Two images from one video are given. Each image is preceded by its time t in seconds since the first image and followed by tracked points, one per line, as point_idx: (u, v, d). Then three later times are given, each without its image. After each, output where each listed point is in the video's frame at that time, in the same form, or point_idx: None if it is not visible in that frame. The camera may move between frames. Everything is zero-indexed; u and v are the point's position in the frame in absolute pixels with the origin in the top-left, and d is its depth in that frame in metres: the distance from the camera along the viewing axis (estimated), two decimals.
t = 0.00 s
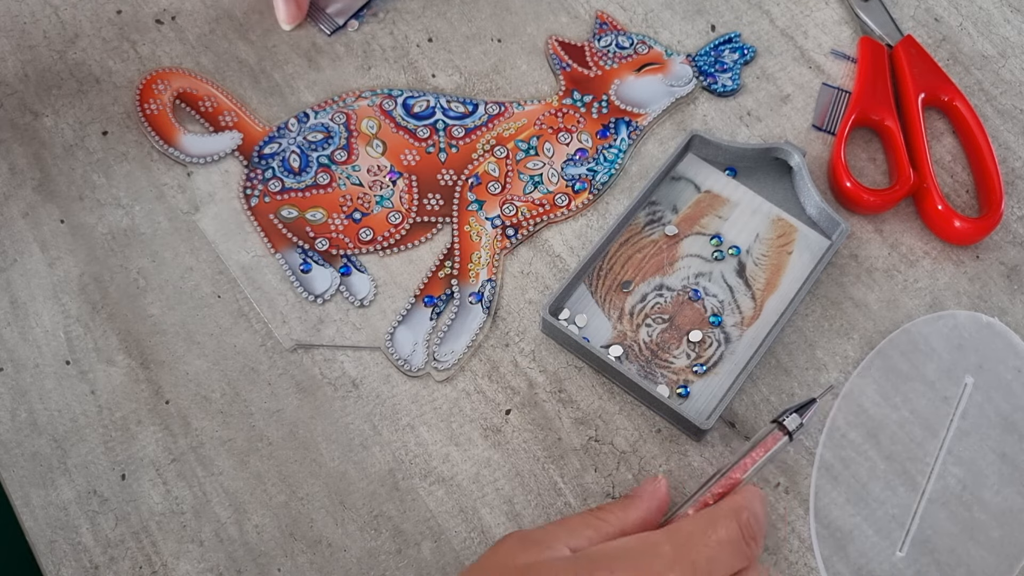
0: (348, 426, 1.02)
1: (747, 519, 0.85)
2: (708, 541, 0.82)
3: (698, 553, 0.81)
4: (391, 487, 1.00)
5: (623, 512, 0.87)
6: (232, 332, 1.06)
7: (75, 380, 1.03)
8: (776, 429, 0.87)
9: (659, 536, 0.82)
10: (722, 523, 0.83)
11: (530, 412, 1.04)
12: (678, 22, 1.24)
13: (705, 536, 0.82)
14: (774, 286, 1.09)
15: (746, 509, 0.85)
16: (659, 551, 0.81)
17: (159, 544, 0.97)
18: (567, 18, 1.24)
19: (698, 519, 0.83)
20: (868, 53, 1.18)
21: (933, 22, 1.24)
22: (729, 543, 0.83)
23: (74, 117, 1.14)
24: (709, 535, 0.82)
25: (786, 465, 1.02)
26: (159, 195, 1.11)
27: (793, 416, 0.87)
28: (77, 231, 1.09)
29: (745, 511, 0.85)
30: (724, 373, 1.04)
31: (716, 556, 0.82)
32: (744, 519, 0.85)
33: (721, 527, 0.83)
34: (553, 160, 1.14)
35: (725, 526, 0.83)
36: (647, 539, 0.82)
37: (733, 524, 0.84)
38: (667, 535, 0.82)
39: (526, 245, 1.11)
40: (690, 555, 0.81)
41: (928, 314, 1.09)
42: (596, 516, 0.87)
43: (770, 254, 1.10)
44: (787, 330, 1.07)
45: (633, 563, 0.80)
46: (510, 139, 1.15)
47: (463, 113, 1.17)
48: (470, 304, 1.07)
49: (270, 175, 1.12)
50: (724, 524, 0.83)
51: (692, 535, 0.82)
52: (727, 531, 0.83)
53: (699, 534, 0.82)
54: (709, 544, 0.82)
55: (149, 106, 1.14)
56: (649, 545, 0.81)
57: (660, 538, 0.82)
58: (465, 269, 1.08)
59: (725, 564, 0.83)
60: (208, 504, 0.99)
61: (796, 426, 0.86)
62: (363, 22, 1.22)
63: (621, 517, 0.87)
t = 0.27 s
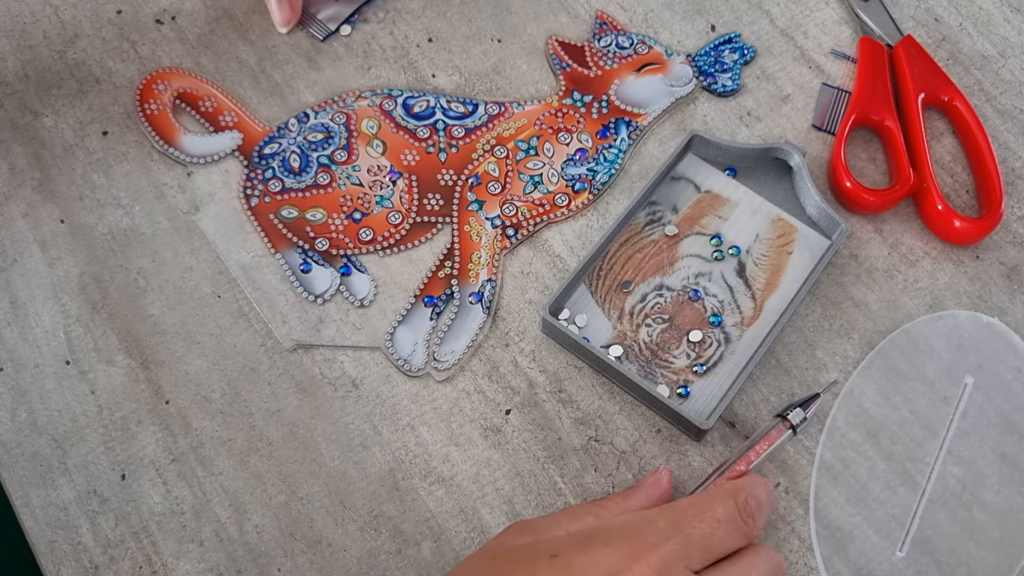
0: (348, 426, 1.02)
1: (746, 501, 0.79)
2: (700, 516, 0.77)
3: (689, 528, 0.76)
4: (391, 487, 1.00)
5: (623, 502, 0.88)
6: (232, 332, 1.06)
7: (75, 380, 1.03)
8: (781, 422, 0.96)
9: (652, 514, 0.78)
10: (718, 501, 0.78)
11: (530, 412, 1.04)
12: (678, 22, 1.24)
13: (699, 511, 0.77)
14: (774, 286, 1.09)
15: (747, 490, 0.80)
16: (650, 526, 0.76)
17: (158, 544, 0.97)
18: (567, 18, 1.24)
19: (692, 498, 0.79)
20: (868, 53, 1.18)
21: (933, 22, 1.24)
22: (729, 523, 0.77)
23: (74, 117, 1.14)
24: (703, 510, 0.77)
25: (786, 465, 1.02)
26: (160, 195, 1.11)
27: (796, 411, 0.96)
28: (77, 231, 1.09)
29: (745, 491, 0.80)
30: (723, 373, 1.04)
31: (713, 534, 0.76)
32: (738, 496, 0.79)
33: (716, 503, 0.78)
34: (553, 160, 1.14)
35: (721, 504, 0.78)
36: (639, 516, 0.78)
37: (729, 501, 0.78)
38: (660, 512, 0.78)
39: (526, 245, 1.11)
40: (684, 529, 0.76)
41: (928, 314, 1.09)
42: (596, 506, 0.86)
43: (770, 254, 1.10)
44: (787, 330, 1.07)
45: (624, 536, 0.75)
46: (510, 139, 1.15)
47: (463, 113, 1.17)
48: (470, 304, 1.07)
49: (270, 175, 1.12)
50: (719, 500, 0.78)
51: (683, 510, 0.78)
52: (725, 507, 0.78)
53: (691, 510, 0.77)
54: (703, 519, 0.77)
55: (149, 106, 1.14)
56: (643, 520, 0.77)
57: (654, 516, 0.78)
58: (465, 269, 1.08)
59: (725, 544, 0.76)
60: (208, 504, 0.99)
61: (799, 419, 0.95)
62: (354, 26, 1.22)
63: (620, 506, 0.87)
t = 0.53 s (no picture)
0: (348, 426, 1.02)
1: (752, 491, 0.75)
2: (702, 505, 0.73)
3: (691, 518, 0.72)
4: (391, 487, 1.00)
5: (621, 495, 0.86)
6: (232, 331, 1.06)
7: (75, 380, 1.03)
8: (783, 422, 0.99)
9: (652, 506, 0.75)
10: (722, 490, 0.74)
11: (530, 412, 1.03)
12: (678, 22, 1.24)
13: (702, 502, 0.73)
14: (774, 286, 1.09)
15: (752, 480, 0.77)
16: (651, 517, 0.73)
17: (158, 544, 0.97)
18: (567, 18, 1.24)
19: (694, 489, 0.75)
20: (868, 53, 1.18)
21: (933, 22, 1.24)
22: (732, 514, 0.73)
23: (74, 117, 1.14)
24: (707, 501, 0.73)
25: (786, 465, 1.02)
26: (160, 195, 1.11)
27: (799, 410, 0.99)
28: (77, 231, 1.09)
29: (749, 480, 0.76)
30: (724, 373, 1.04)
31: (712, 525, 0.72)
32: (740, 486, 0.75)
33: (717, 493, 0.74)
34: (553, 160, 1.14)
35: (722, 493, 0.74)
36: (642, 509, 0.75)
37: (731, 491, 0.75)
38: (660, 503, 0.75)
39: (526, 245, 1.11)
40: (683, 519, 0.72)
41: (928, 314, 1.09)
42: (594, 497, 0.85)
43: (770, 254, 1.10)
44: (787, 330, 1.07)
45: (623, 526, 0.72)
46: (510, 139, 1.15)
47: (463, 113, 1.17)
48: (470, 304, 1.07)
49: (270, 175, 1.12)
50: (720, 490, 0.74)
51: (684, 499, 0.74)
52: (728, 497, 0.74)
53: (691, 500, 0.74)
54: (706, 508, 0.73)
55: (149, 106, 1.14)
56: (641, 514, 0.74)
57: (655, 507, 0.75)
58: (465, 269, 1.08)
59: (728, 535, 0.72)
60: (208, 504, 0.99)
61: (801, 419, 0.98)
62: (347, 26, 1.22)
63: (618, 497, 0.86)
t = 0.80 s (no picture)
0: (348, 426, 1.02)
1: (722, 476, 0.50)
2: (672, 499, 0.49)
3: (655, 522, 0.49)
4: (391, 487, 1.00)
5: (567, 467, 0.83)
6: (232, 331, 1.06)
7: (75, 379, 1.03)
8: (784, 422, 0.99)
9: (619, 490, 0.51)
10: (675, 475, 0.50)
11: (530, 412, 1.04)
12: (678, 22, 1.24)
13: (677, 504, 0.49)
14: (774, 286, 1.08)
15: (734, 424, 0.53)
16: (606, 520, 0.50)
17: (159, 544, 0.97)
18: (567, 18, 1.24)
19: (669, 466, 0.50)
20: (868, 53, 1.18)
21: (933, 22, 1.24)
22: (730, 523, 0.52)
23: (74, 117, 1.14)
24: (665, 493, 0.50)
25: (786, 465, 1.02)
26: (160, 195, 1.11)
27: (800, 410, 0.99)
28: (77, 231, 1.09)
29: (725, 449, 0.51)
30: (724, 373, 1.04)
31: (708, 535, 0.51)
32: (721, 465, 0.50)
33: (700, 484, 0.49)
34: (553, 160, 1.14)
35: (663, 473, 0.50)
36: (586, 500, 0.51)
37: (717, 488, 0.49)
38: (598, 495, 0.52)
39: (526, 245, 1.11)
40: (615, 518, 0.50)
41: (928, 314, 1.09)
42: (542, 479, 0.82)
43: (770, 254, 1.10)
44: (787, 330, 1.07)
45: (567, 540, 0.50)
46: (510, 139, 1.15)
47: (463, 112, 1.17)
48: (470, 304, 1.07)
49: (270, 175, 1.12)
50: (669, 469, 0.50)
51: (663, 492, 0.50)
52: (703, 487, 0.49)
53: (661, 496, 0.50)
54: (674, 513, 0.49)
55: (149, 106, 1.14)
56: (605, 499, 0.51)
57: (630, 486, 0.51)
58: (465, 269, 1.08)
59: (722, 547, 0.50)
60: (208, 504, 0.99)
61: (802, 420, 0.98)
62: (336, 28, 1.22)
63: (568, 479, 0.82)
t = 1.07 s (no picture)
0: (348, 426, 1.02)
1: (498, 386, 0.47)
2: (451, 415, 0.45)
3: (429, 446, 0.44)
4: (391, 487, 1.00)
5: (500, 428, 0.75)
6: (233, 332, 1.06)
7: (75, 380, 1.03)
8: (784, 421, 1.01)
9: (397, 413, 0.45)
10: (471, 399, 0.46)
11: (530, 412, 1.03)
12: (678, 22, 1.24)
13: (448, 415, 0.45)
14: (774, 286, 1.09)
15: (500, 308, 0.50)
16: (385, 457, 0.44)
17: (159, 544, 0.97)
18: (567, 18, 1.24)
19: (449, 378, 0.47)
20: (868, 53, 1.18)
21: (933, 22, 1.24)
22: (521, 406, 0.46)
23: (74, 117, 1.14)
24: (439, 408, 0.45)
25: (786, 465, 1.02)
26: (160, 195, 1.11)
27: (800, 411, 1.00)
28: (77, 231, 1.09)
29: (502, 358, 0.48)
30: (724, 373, 1.04)
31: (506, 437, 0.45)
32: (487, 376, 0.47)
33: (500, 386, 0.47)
34: (553, 160, 1.14)
35: (451, 382, 0.46)
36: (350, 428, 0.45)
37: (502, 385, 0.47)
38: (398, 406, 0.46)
39: (526, 245, 1.11)
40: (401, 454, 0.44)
41: (928, 314, 1.09)
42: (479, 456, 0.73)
43: (770, 254, 1.10)
44: (787, 330, 1.07)
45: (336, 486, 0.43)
46: (510, 139, 1.15)
47: (463, 112, 1.17)
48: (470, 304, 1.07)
49: (269, 175, 1.12)
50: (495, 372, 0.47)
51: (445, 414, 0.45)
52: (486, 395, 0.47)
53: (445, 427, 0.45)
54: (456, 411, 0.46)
55: (149, 106, 1.14)
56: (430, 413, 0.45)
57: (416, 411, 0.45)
58: (465, 269, 1.08)
59: (515, 438, 0.45)
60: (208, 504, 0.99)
61: (802, 420, 1.00)
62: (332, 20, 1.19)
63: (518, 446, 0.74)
